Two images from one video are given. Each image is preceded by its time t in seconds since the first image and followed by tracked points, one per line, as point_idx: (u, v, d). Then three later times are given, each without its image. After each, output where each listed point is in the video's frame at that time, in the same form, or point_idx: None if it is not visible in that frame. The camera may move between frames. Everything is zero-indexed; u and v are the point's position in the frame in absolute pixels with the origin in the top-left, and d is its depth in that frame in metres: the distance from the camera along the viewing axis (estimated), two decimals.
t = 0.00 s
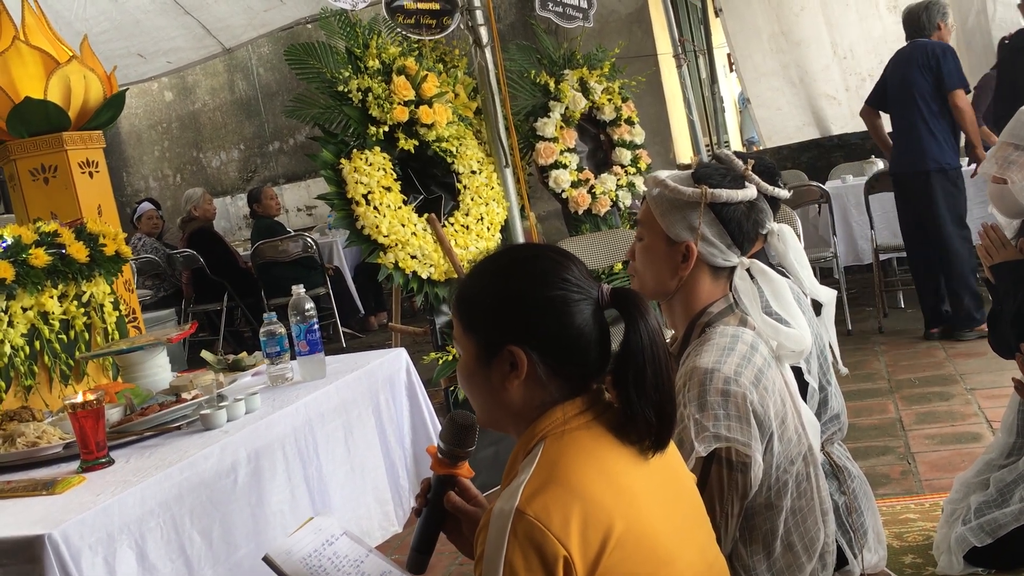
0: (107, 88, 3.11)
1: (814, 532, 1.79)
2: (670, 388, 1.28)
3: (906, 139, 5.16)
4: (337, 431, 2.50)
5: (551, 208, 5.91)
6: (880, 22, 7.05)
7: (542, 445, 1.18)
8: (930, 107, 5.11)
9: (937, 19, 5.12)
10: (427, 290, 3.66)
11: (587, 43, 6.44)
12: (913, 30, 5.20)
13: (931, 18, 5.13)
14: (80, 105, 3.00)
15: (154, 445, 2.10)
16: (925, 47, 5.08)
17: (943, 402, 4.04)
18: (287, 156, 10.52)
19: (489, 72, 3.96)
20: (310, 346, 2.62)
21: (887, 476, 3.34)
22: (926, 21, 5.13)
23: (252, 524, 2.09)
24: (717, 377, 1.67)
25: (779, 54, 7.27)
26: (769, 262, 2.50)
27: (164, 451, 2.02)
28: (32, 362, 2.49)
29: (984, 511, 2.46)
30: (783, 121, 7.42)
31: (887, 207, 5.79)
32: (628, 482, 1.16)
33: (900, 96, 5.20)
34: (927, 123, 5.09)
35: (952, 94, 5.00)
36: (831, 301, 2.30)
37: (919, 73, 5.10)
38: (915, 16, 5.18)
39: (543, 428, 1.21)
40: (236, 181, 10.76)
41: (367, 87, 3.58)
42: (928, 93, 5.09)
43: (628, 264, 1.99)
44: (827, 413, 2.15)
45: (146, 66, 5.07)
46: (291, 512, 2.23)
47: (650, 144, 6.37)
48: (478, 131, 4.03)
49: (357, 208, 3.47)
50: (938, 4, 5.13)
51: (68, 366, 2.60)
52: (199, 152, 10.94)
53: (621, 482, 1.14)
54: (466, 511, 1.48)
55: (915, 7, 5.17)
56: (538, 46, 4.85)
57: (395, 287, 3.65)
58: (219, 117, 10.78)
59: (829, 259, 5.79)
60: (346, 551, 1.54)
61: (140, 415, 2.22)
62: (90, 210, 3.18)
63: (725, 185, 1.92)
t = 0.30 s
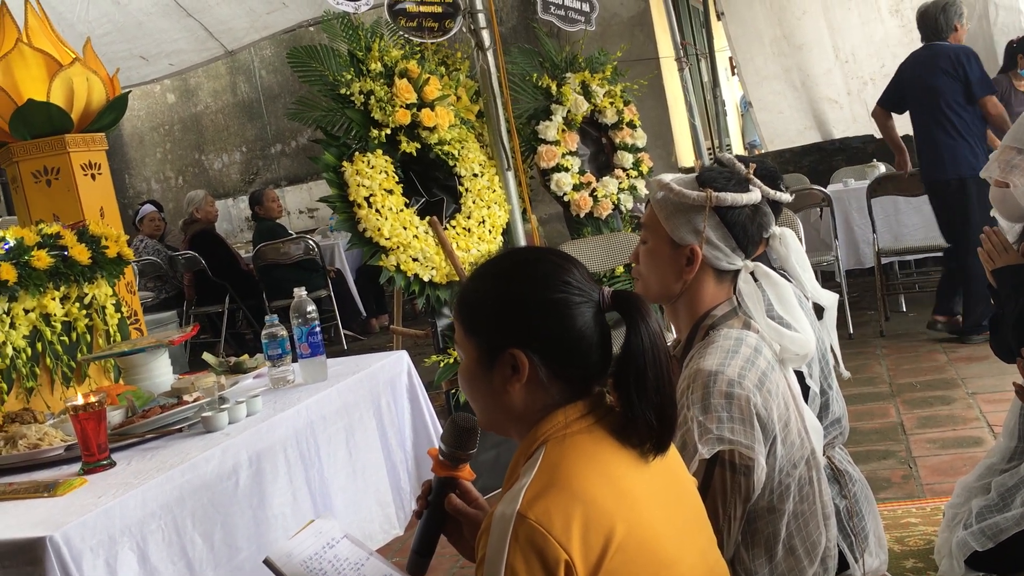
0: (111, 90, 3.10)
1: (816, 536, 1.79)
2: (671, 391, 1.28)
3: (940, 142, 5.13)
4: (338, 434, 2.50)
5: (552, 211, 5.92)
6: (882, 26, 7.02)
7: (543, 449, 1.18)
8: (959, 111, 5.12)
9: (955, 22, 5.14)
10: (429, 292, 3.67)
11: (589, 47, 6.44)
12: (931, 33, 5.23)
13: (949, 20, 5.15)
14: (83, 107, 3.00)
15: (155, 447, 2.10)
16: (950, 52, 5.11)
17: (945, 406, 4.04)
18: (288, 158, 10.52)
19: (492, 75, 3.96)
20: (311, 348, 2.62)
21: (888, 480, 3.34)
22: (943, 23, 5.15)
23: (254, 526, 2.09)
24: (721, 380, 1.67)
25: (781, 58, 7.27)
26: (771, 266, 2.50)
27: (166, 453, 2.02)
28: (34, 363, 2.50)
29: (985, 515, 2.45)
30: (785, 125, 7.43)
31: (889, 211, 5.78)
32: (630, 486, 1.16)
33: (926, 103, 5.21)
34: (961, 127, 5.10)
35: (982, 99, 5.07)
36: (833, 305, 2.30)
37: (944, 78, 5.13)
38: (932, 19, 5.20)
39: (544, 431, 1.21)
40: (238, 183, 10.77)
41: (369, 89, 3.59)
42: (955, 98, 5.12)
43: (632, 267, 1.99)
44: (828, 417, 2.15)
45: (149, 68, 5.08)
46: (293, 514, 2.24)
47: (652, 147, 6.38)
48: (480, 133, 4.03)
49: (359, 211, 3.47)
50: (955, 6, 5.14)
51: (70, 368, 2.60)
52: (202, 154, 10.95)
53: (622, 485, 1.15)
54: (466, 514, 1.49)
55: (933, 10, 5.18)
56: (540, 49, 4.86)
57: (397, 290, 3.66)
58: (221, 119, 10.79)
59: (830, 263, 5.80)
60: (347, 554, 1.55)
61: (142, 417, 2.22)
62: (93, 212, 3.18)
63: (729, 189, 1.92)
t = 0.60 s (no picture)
0: (114, 92, 3.08)
1: (818, 537, 1.79)
2: (673, 392, 1.28)
3: (971, 142, 5.10)
4: (340, 435, 2.50)
5: (554, 213, 5.93)
6: (883, 28, 7.00)
7: (545, 451, 1.18)
8: (984, 111, 5.08)
9: (974, 23, 5.14)
10: (430, 294, 3.67)
11: (590, 49, 6.44)
12: (950, 33, 5.21)
13: (967, 22, 5.14)
14: (85, 108, 2.99)
15: (157, 448, 2.10)
16: (973, 52, 5.08)
17: (947, 408, 4.03)
18: (290, 160, 10.53)
19: (493, 76, 3.96)
20: (313, 350, 2.61)
21: (890, 482, 3.34)
22: (962, 24, 5.15)
23: (256, 528, 2.09)
24: (723, 381, 1.67)
25: (782, 59, 7.28)
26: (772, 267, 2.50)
27: (168, 454, 2.02)
28: (36, 365, 2.50)
29: (988, 516, 2.45)
30: (787, 126, 7.43)
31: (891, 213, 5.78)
32: (632, 488, 1.16)
33: (949, 103, 5.17)
34: (988, 127, 5.06)
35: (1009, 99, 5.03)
36: (835, 307, 2.30)
37: (968, 78, 5.09)
38: (950, 19, 5.19)
39: (546, 433, 1.21)
40: (239, 185, 10.77)
41: (371, 91, 3.59)
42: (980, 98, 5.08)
43: (634, 270, 1.99)
44: (830, 419, 2.15)
45: (150, 70, 5.08)
46: (295, 516, 2.24)
47: (653, 149, 6.38)
48: (482, 135, 4.04)
49: (360, 213, 3.47)
50: (974, 7, 5.13)
51: (72, 369, 2.61)
52: (203, 156, 10.97)
53: (624, 487, 1.15)
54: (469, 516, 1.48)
55: (952, 10, 5.17)
56: (541, 51, 4.87)
57: (398, 292, 3.66)
58: (222, 121, 10.80)
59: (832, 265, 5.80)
60: (348, 556, 1.55)
61: (144, 419, 2.22)
62: (94, 213, 3.23)
63: (728, 189, 1.93)
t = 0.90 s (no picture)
0: (114, 91, 3.09)
1: (818, 534, 1.79)
2: (672, 390, 1.27)
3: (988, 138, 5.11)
4: (341, 434, 2.50)
5: (555, 212, 5.93)
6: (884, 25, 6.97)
7: (543, 449, 1.18)
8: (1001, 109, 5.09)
9: (989, 16, 5.13)
10: (431, 293, 3.68)
11: (591, 47, 6.44)
12: (967, 29, 5.22)
13: (983, 16, 5.14)
14: (85, 107, 3.00)
15: (157, 447, 2.10)
16: (990, 49, 5.08)
17: (948, 405, 4.03)
18: (290, 159, 10.53)
19: (493, 74, 3.95)
20: (313, 349, 2.62)
21: (891, 480, 3.33)
22: (977, 19, 5.15)
23: (256, 527, 2.09)
24: (721, 378, 1.67)
25: (782, 57, 7.27)
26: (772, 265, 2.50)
27: (167, 453, 2.02)
28: (36, 364, 2.50)
29: (989, 514, 2.45)
30: (787, 125, 7.44)
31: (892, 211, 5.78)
32: (631, 486, 1.15)
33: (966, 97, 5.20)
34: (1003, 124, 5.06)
35: None
36: (835, 305, 2.29)
37: (985, 75, 5.10)
38: (965, 14, 5.20)
39: (545, 432, 1.21)
40: (240, 184, 10.77)
41: (371, 90, 3.59)
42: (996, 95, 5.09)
43: (631, 269, 1.99)
44: (830, 416, 2.15)
45: (150, 69, 5.07)
46: (295, 514, 2.24)
47: (654, 147, 6.37)
48: (482, 134, 4.03)
49: (361, 212, 3.47)
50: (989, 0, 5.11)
51: (72, 368, 2.61)
52: (203, 155, 10.97)
53: (622, 485, 1.14)
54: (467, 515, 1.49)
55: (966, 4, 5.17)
56: (541, 50, 4.86)
57: (399, 290, 3.66)
58: (223, 120, 10.81)
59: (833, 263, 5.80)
60: (348, 555, 1.55)
61: (144, 418, 2.22)
62: (95, 213, 3.21)
63: (723, 186, 1.92)
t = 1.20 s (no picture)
0: (113, 88, 3.10)
1: (818, 529, 1.79)
2: (672, 384, 1.27)
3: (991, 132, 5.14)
4: (341, 431, 2.50)
5: (555, 208, 5.93)
6: (884, 20, 7.01)
7: (543, 445, 1.18)
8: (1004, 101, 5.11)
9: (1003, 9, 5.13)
10: (431, 289, 3.68)
11: (590, 43, 6.43)
12: (980, 21, 5.21)
13: (996, 9, 5.14)
14: (84, 104, 3.00)
15: (158, 444, 2.10)
16: (993, 41, 5.10)
17: (949, 400, 4.03)
18: (290, 156, 10.52)
19: (493, 71, 3.96)
20: (313, 345, 2.62)
21: (892, 475, 3.33)
22: (991, 11, 5.15)
23: (257, 523, 2.09)
24: (719, 374, 1.67)
25: (783, 53, 7.26)
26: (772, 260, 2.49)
27: (167, 450, 2.02)
28: (37, 361, 2.50)
29: (989, 508, 2.46)
30: (787, 120, 7.43)
31: (892, 206, 5.78)
32: (631, 481, 1.15)
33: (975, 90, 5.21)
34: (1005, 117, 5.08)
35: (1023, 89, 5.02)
36: (836, 299, 2.29)
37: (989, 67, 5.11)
38: (979, 7, 5.19)
39: (546, 427, 1.21)
40: (240, 181, 10.77)
41: (371, 86, 3.58)
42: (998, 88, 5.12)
43: (629, 265, 1.99)
44: (831, 411, 2.15)
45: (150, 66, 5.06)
46: (296, 511, 2.24)
47: (654, 143, 6.37)
48: (482, 130, 4.03)
49: (361, 208, 3.47)
50: None
51: (73, 365, 2.61)
52: (203, 152, 10.97)
53: (623, 481, 1.14)
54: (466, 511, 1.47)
55: None
56: (541, 46, 4.85)
57: (400, 287, 3.67)
58: (222, 118, 10.80)
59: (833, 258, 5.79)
60: (349, 550, 1.55)
61: (145, 415, 2.22)
62: (96, 210, 3.20)
63: (720, 182, 1.92)
